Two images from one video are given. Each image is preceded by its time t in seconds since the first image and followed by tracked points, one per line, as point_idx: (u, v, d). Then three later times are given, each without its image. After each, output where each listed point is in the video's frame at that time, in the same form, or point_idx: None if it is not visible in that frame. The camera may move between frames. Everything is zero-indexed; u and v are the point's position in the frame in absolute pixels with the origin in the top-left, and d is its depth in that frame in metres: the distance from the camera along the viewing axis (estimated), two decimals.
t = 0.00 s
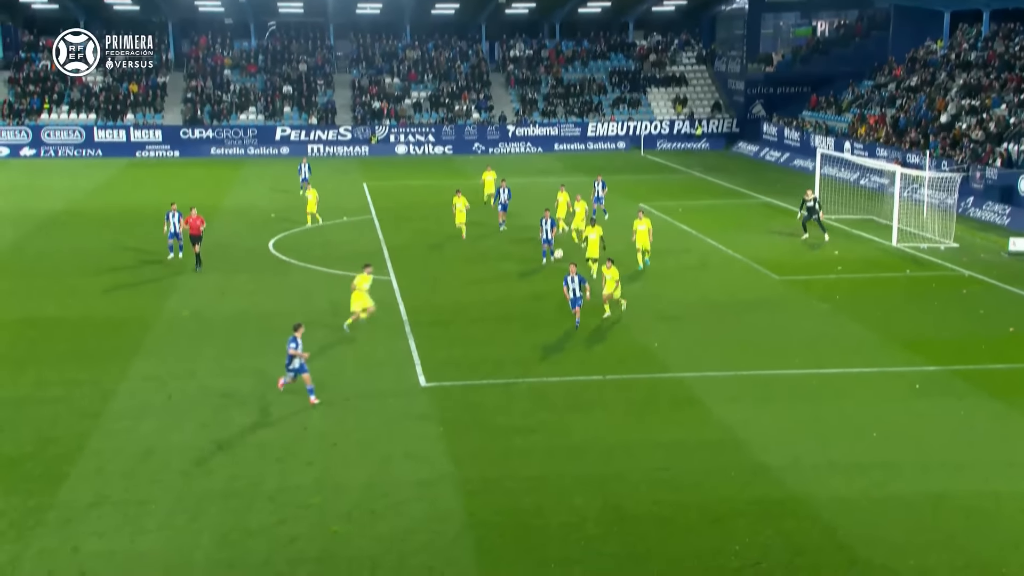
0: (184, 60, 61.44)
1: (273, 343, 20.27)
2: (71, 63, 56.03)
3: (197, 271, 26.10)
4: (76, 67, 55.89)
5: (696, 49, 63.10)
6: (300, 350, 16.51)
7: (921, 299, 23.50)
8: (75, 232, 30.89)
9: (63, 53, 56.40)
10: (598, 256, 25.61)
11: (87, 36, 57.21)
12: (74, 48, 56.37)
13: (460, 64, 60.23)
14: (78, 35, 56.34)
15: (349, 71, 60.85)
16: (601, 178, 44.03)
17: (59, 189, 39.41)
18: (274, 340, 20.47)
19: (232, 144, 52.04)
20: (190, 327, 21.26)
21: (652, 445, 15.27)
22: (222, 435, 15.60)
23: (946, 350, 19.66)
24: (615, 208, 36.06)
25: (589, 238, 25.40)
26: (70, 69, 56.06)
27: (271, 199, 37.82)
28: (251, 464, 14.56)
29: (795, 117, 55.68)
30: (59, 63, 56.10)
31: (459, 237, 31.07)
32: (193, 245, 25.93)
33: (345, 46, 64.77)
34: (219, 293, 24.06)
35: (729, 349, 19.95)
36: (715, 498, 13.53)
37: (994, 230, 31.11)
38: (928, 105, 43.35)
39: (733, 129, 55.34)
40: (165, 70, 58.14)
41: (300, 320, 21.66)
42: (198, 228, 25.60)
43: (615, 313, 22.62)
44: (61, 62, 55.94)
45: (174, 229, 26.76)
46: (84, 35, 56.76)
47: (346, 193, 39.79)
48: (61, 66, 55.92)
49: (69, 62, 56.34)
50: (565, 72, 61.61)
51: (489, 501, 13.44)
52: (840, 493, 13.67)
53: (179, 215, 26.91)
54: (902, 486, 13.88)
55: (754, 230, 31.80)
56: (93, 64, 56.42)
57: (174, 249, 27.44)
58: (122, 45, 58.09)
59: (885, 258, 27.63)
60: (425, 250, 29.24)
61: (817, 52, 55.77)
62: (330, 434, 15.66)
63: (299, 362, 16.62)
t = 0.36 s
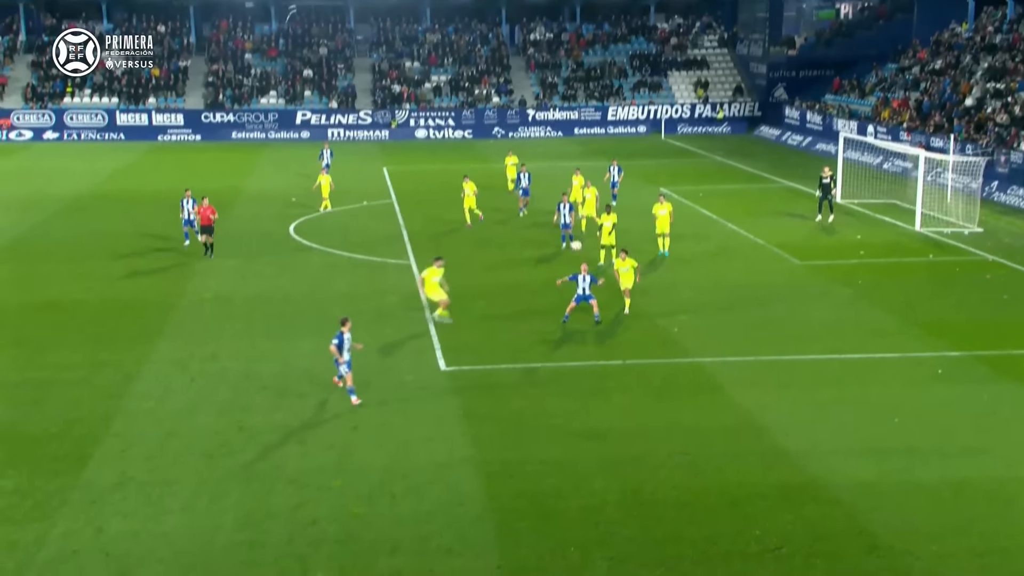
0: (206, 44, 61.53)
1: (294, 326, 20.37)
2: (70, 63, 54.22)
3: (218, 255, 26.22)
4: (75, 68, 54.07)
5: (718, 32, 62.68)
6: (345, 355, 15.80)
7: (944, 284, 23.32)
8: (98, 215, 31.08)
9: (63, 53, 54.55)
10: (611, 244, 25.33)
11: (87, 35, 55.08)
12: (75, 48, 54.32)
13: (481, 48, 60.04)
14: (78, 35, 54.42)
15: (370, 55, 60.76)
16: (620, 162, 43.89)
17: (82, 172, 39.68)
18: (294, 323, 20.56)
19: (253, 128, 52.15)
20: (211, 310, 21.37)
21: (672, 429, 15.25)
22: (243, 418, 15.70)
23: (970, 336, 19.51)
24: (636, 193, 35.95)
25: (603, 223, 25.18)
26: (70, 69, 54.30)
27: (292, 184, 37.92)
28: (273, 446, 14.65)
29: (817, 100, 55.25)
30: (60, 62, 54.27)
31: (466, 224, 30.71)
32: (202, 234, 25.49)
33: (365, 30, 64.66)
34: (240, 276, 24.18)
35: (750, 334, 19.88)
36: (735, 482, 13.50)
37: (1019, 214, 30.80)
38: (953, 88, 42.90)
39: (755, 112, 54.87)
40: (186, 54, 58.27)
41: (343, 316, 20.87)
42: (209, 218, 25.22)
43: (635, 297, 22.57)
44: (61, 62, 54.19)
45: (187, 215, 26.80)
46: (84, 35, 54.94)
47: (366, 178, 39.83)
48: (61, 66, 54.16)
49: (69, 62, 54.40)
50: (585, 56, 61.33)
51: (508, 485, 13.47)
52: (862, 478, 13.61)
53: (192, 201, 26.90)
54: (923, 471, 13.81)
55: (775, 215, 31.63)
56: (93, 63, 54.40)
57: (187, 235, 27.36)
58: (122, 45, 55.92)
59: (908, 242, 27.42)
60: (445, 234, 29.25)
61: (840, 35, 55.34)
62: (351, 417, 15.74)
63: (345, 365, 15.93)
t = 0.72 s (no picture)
0: (224, 28, 61.54)
1: (312, 310, 20.45)
2: (71, 64, 53.28)
3: (236, 239, 26.32)
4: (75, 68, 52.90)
5: (738, 15, 62.27)
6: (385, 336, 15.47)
7: (964, 269, 23.16)
8: (117, 200, 31.21)
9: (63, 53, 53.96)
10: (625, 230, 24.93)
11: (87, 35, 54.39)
12: (75, 48, 53.55)
13: (498, 32, 59.85)
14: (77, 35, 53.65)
15: (387, 39, 60.66)
16: (638, 146, 43.76)
17: (102, 156, 39.91)
18: (311, 308, 20.63)
19: (272, 112, 52.21)
20: (230, 294, 21.46)
21: (688, 414, 15.24)
22: (262, 401, 15.78)
23: (989, 321, 19.39)
24: (653, 178, 35.85)
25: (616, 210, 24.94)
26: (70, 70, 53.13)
27: (310, 168, 37.99)
28: (291, 429, 14.72)
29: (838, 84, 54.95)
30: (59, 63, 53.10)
31: (475, 211, 30.30)
32: (213, 223, 25.12)
33: (383, 14, 64.51)
34: (258, 260, 24.27)
35: (767, 319, 19.82)
36: (751, 467, 13.50)
37: None
38: (975, 72, 42.50)
39: (774, 96, 54.87)
40: (205, 38, 58.33)
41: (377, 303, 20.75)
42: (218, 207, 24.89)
43: (652, 282, 22.53)
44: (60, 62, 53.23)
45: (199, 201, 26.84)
46: (84, 34, 54.05)
47: (384, 162, 39.88)
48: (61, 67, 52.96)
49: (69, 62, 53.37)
50: (603, 40, 61.06)
51: (525, 469, 13.50)
52: (879, 463, 13.57)
53: (206, 188, 26.87)
54: (942, 457, 13.75)
55: (794, 200, 31.48)
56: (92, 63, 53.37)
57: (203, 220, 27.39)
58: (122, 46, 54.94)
59: (928, 227, 27.23)
60: (462, 219, 29.26)
61: (862, 17, 54.56)
62: (368, 401, 15.79)
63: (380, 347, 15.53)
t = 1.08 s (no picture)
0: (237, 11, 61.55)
1: (326, 293, 20.51)
2: (70, 63, 51.78)
3: (251, 222, 26.42)
4: (75, 67, 51.52)
5: None
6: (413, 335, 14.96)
7: (980, 253, 23.02)
8: (132, 182, 31.34)
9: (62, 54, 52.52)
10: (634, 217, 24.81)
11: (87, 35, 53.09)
12: (75, 48, 52.43)
13: (512, 14, 59.64)
14: (77, 35, 52.65)
15: (401, 22, 60.49)
16: (651, 129, 43.64)
17: (117, 139, 40.05)
18: (326, 291, 20.69)
19: (285, 96, 52.18)
20: (244, 277, 21.54)
21: (702, 398, 15.23)
22: (276, 384, 15.85)
23: (1005, 305, 19.28)
24: (667, 161, 35.76)
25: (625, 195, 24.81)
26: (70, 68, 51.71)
27: (324, 151, 38.05)
28: (305, 412, 14.79)
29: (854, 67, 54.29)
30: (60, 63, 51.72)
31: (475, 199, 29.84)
32: (218, 207, 24.87)
33: None
34: (273, 243, 24.35)
35: (782, 303, 19.76)
36: (764, 451, 13.49)
37: None
38: (992, 54, 42.10)
39: (789, 80, 54.53)
40: (219, 21, 58.31)
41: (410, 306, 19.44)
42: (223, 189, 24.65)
43: (666, 266, 22.50)
44: (61, 62, 51.85)
45: (207, 185, 26.82)
46: (85, 35, 52.93)
47: (398, 146, 39.91)
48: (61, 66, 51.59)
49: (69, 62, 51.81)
50: (617, 22, 60.77)
51: (538, 452, 13.53)
52: (893, 448, 13.52)
53: (213, 171, 26.88)
54: (957, 442, 13.70)
55: (809, 183, 31.34)
56: (93, 62, 51.91)
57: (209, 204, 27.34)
58: (121, 45, 53.69)
59: (944, 211, 27.07)
60: (476, 202, 29.26)
61: None
62: (382, 384, 15.85)
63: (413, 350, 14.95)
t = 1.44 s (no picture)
0: None
1: (344, 278, 20.57)
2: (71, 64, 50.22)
3: (270, 206, 26.51)
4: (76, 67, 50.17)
5: None
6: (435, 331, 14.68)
7: (1002, 239, 22.85)
8: (151, 167, 31.46)
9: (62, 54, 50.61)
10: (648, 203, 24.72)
11: (87, 35, 51.45)
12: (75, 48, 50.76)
13: None
14: (77, 35, 50.99)
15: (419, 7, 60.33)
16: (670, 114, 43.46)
17: (137, 123, 40.17)
18: (344, 275, 20.75)
19: (304, 80, 52.20)
20: (263, 262, 21.62)
21: (719, 384, 15.19)
22: (295, 368, 15.92)
23: None
24: (686, 146, 35.62)
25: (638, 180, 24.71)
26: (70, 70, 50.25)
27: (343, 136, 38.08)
28: (324, 396, 14.86)
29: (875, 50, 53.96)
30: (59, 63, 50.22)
31: (480, 185, 29.55)
32: (230, 196, 24.78)
33: None
34: (291, 228, 24.43)
35: (801, 289, 19.68)
36: (782, 437, 13.45)
37: None
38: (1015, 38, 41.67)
39: (810, 63, 53.94)
40: (237, 5, 58.31)
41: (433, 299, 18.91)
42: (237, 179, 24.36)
43: (684, 251, 22.42)
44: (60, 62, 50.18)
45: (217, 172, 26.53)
46: (84, 35, 51.26)
47: (416, 130, 39.89)
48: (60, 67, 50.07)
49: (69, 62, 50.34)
50: (636, 6, 60.44)
51: (556, 437, 13.54)
52: (911, 434, 13.48)
53: (225, 159, 26.59)
54: (976, 428, 13.62)
55: (829, 168, 31.16)
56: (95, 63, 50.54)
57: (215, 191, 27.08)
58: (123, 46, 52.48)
59: (965, 196, 26.87)
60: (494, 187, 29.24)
61: None
62: (400, 369, 15.89)
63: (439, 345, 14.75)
